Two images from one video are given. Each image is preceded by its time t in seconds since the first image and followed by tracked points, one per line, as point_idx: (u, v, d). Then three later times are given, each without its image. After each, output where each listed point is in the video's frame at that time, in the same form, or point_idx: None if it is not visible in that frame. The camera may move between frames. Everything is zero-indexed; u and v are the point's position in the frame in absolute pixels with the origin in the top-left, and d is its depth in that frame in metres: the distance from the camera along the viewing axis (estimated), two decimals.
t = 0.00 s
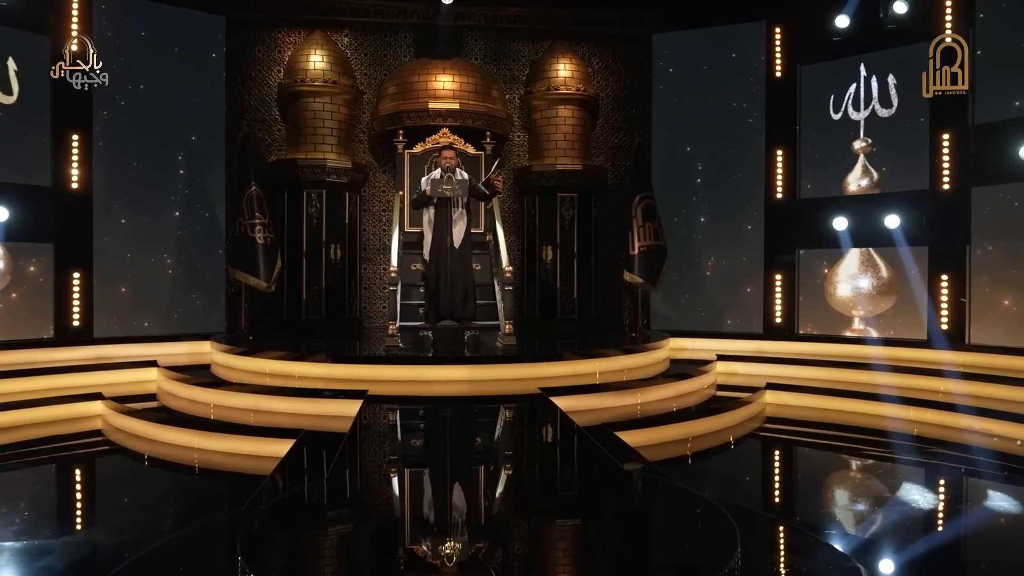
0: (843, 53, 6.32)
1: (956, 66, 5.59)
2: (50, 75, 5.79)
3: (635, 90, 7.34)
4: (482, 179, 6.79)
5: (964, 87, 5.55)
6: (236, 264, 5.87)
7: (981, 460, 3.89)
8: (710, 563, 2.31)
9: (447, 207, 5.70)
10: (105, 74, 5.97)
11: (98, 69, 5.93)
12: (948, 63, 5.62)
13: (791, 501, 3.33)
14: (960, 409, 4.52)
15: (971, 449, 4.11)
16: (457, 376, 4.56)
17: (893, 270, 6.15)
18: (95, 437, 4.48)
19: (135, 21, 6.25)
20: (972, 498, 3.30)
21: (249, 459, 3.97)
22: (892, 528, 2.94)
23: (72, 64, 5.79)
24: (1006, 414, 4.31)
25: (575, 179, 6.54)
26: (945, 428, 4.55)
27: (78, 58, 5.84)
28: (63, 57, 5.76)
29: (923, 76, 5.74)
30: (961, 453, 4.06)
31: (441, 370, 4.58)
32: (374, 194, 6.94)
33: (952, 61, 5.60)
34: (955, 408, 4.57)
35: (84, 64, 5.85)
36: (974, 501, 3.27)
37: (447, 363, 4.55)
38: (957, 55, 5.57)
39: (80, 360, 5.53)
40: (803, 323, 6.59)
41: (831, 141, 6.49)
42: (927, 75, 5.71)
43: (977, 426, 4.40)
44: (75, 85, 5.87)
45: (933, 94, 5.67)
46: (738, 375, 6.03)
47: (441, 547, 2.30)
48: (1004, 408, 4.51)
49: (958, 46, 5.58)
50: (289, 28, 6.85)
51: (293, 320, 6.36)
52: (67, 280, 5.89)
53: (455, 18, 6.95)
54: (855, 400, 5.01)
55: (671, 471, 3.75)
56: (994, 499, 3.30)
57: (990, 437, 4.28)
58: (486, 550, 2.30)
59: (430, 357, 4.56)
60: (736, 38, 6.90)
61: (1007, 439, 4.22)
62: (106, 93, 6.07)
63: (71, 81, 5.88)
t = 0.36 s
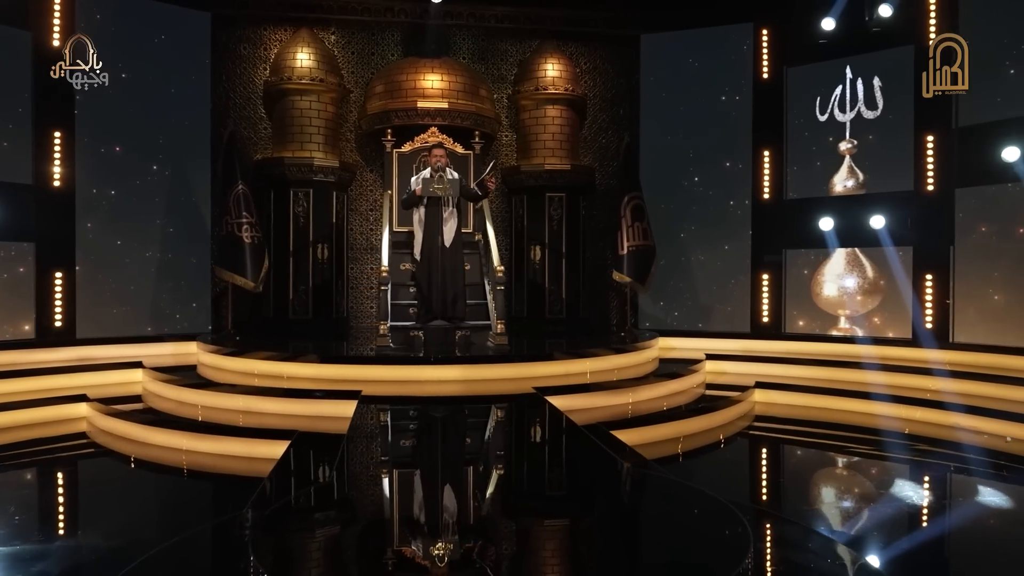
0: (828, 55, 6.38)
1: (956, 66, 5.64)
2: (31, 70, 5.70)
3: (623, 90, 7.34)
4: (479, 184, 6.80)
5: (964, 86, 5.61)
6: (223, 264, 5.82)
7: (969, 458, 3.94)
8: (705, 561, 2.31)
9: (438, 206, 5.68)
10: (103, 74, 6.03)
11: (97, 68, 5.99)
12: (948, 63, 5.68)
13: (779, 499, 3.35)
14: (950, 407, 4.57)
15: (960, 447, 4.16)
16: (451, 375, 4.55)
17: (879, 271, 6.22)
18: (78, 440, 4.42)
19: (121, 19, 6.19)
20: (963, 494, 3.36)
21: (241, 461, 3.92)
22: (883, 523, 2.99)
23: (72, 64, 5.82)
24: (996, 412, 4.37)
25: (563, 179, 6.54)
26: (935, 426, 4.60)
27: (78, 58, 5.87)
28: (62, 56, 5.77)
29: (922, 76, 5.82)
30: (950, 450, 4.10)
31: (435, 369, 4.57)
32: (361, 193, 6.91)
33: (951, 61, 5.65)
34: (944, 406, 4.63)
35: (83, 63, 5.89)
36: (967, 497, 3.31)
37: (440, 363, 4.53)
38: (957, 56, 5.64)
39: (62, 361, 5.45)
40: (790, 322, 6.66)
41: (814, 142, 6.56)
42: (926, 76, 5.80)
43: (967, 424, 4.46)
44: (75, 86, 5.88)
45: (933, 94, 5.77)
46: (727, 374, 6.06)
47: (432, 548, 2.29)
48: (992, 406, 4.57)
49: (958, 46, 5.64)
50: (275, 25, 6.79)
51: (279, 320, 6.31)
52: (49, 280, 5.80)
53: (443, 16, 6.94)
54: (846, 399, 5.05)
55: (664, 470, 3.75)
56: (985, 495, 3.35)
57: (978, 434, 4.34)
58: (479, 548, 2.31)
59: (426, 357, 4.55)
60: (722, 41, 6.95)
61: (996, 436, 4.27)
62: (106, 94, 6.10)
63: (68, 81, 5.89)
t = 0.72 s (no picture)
0: (814, 58, 6.44)
1: (956, 66, 5.70)
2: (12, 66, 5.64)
3: (610, 91, 7.35)
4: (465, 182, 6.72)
5: (964, 86, 5.67)
6: (211, 263, 5.77)
7: (959, 455, 3.98)
8: (701, 559, 2.31)
9: (428, 206, 5.67)
10: (104, 74, 6.10)
11: (97, 69, 6.07)
12: (947, 63, 5.75)
13: (767, 497, 3.36)
14: (940, 405, 4.62)
15: (951, 444, 4.20)
16: (445, 376, 4.53)
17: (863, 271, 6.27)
18: (61, 443, 4.35)
19: (105, 18, 6.15)
20: (956, 491, 3.40)
21: (233, 463, 3.86)
22: (876, 519, 3.03)
23: (72, 63, 5.89)
24: (988, 411, 4.41)
25: (551, 179, 6.54)
26: (926, 425, 4.64)
27: (78, 58, 5.94)
28: (62, 57, 5.83)
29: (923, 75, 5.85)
30: (941, 448, 4.14)
31: (427, 371, 4.54)
32: (348, 193, 6.88)
33: (952, 62, 5.72)
34: (935, 404, 4.67)
35: (84, 63, 5.98)
36: (960, 493, 3.35)
37: (433, 364, 4.51)
38: (956, 55, 5.71)
39: (45, 363, 5.37)
40: (776, 321, 6.70)
41: (801, 143, 6.61)
42: (926, 75, 5.85)
43: (958, 422, 4.51)
44: (75, 85, 5.95)
45: (933, 94, 5.82)
46: (715, 374, 6.09)
47: (422, 549, 2.28)
48: (982, 404, 4.62)
49: (958, 46, 5.71)
50: (260, 22, 6.71)
51: (265, 321, 6.26)
52: (31, 280, 5.71)
53: (431, 16, 6.93)
54: (837, 397, 5.10)
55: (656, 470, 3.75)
56: (977, 491, 3.39)
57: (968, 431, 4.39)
58: (470, 548, 2.31)
59: (417, 358, 4.53)
60: (710, 41, 6.99)
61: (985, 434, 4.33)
62: (106, 94, 6.16)
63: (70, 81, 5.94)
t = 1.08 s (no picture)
0: (800, 60, 6.50)
1: (956, 66, 5.75)
2: None
3: (599, 92, 7.39)
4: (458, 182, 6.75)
5: (964, 86, 5.68)
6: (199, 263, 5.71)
7: (953, 455, 4.01)
8: (695, 559, 2.29)
9: (419, 206, 5.64)
10: (103, 74, 6.09)
11: (96, 69, 6.06)
12: (947, 64, 5.79)
13: (755, 495, 3.37)
14: (932, 404, 4.65)
15: (945, 444, 4.22)
16: (439, 377, 4.50)
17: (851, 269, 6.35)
18: (45, 447, 4.28)
19: (89, 12, 6.04)
20: (952, 489, 3.44)
21: (227, 466, 3.78)
22: (870, 517, 3.07)
23: (71, 64, 5.92)
24: (980, 411, 4.45)
25: (539, 179, 6.54)
26: (919, 424, 4.68)
27: (78, 58, 5.97)
28: (62, 57, 5.86)
29: (922, 76, 5.88)
30: (937, 447, 4.16)
31: (420, 372, 4.49)
32: (335, 192, 6.84)
33: (952, 61, 5.76)
34: (926, 403, 4.71)
35: (83, 64, 5.99)
36: (956, 492, 3.39)
37: (426, 365, 4.46)
38: (956, 56, 5.75)
39: (27, 365, 5.31)
40: (764, 321, 6.71)
41: (787, 144, 6.67)
42: (926, 75, 5.87)
43: (950, 422, 4.55)
44: (75, 86, 5.97)
45: (933, 94, 5.85)
46: (704, 373, 6.12)
47: (414, 550, 2.27)
48: (975, 404, 4.66)
49: (958, 46, 5.74)
50: (246, 19, 6.70)
51: (252, 322, 6.21)
52: (12, 280, 5.68)
53: (420, 14, 6.90)
54: (831, 397, 5.13)
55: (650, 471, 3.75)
56: (972, 490, 3.44)
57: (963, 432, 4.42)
58: (460, 547, 2.30)
59: (409, 359, 4.47)
60: (697, 39, 6.96)
61: (980, 434, 4.36)
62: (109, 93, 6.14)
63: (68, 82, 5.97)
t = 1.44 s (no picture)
0: (788, 62, 6.54)
1: (956, 66, 5.79)
2: None
3: (587, 92, 7.41)
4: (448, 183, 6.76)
5: (963, 86, 5.73)
6: (187, 263, 5.65)
7: (945, 453, 4.04)
8: (689, 560, 2.28)
9: (411, 206, 5.61)
10: (104, 74, 6.08)
11: (98, 69, 6.06)
12: (947, 63, 5.85)
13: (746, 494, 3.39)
14: (922, 404, 4.69)
15: (938, 443, 4.24)
16: (433, 378, 4.46)
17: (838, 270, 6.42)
18: (29, 450, 4.22)
19: (73, 8, 5.96)
20: (944, 486, 3.48)
21: (222, 470, 3.72)
22: (863, 515, 3.10)
23: (72, 64, 5.94)
24: (972, 410, 4.47)
25: (529, 178, 6.55)
26: (910, 423, 4.70)
27: (78, 58, 5.98)
28: (63, 57, 5.89)
29: (924, 76, 5.96)
30: (930, 447, 4.18)
31: (415, 373, 4.44)
32: (323, 192, 6.81)
33: (952, 61, 5.81)
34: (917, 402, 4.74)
35: (83, 63, 6.01)
36: (950, 489, 3.43)
37: (419, 365, 4.43)
38: (957, 56, 5.79)
39: (10, 367, 5.23)
40: (752, 321, 6.75)
41: (774, 145, 6.72)
42: (927, 75, 5.96)
43: (941, 421, 4.58)
44: (76, 86, 5.99)
45: (933, 94, 5.92)
46: (694, 373, 6.14)
47: (406, 550, 2.27)
48: (967, 403, 4.70)
49: (958, 46, 5.76)
50: (233, 16, 6.64)
51: (240, 322, 6.17)
52: None
53: (409, 14, 6.90)
54: (826, 397, 5.14)
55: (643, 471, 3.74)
56: (964, 487, 3.48)
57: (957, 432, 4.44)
58: (451, 548, 2.29)
59: (403, 360, 4.41)
60: (685, 42, 6.99)
61: (972, 432, 4.39)
62: (108, 94, 6.13)
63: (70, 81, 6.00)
